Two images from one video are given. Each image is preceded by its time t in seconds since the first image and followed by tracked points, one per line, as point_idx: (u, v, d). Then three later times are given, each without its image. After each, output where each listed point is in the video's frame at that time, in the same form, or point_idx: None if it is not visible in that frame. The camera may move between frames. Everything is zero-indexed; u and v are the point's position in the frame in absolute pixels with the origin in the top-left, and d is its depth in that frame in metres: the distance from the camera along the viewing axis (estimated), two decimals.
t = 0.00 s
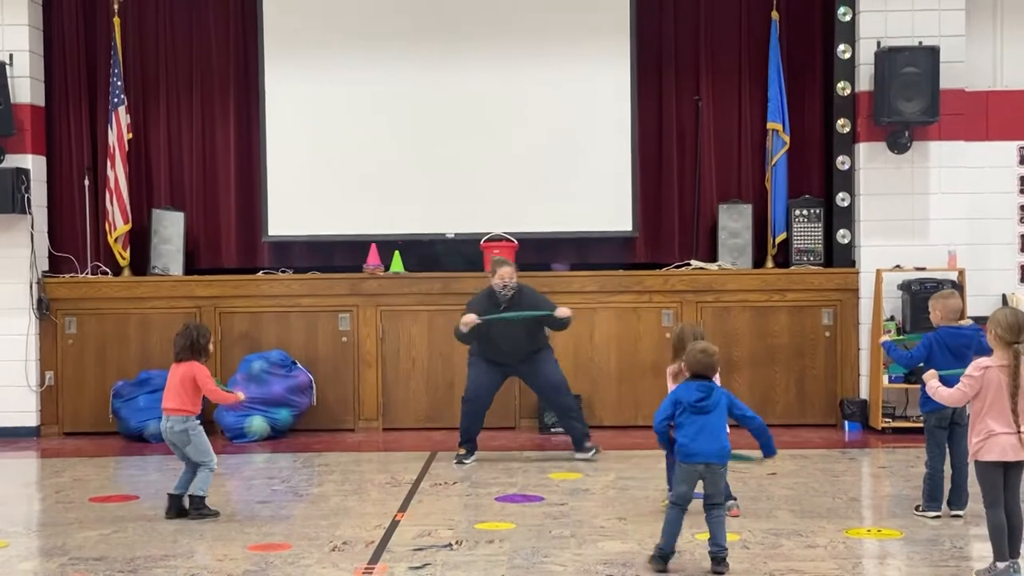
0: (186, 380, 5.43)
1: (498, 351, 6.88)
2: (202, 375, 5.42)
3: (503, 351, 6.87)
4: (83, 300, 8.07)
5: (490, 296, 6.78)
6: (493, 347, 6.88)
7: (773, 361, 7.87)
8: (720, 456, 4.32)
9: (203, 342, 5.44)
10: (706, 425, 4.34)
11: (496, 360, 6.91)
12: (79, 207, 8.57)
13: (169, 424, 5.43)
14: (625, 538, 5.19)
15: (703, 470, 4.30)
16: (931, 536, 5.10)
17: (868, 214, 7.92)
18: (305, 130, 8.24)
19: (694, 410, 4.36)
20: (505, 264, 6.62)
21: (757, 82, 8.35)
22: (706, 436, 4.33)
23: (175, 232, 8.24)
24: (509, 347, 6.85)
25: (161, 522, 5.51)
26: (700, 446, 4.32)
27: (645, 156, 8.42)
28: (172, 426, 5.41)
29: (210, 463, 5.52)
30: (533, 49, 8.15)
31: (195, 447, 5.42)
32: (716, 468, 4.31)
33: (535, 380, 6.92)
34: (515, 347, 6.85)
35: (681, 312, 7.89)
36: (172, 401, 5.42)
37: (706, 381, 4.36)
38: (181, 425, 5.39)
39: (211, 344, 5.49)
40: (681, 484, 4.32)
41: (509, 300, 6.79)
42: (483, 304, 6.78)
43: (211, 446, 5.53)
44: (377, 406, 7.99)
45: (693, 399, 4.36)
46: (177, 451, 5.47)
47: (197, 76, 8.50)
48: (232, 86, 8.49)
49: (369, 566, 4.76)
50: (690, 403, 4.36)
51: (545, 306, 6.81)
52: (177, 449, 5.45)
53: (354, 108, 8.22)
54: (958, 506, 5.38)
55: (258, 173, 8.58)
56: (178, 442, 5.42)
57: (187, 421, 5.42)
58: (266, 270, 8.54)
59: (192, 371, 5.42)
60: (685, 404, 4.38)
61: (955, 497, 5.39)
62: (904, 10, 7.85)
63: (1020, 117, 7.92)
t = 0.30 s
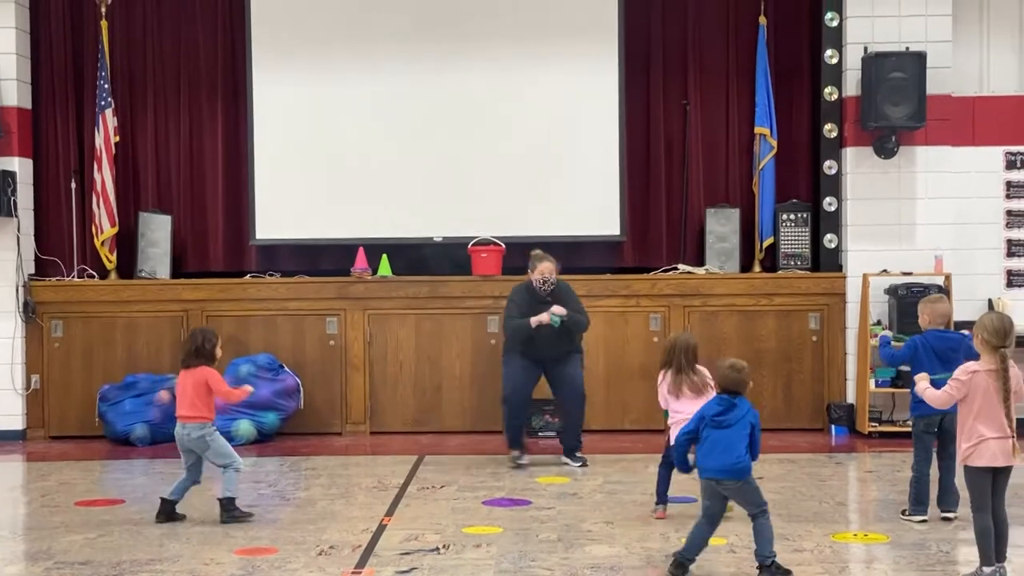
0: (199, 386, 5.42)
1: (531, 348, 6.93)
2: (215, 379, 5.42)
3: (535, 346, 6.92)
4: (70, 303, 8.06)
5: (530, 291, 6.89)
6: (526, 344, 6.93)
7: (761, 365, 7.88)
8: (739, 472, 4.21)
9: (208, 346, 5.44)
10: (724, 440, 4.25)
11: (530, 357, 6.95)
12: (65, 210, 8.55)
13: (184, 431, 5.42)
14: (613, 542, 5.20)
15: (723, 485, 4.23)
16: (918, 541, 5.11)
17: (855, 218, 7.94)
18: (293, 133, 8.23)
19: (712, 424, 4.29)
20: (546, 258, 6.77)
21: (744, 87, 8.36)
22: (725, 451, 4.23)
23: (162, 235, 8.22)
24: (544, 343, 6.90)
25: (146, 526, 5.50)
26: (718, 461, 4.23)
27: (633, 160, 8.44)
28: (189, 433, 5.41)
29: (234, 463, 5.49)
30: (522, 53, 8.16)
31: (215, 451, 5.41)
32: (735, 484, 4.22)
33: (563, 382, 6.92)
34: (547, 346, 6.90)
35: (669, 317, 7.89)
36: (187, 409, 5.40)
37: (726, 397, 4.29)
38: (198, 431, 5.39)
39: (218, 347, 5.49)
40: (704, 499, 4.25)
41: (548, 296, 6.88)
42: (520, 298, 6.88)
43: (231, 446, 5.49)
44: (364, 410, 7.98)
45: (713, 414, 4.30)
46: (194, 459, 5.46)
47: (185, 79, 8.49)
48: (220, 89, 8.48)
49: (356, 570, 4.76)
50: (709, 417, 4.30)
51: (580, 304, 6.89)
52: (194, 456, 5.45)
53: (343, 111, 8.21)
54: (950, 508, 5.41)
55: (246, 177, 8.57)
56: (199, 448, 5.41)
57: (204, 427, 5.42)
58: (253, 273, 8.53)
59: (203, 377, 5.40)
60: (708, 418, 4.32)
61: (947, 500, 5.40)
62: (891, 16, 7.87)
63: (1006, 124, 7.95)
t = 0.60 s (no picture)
0: (221, 390, 5.39)
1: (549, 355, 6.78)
2: (239, 384, 5.41)
3: (560, 353, 6.77)
4: (53, 306, 8.03)
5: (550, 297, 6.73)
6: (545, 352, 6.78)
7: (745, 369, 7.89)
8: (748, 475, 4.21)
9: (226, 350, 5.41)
10: (732, 445, 4.26)
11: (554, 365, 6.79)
12: (48, 213, 8.53)
13: (211, 437, 5.37)
14: (597, 546, 5.20)
15: (734, 490, 4.24)
16: (901, 544, 5.11)
17: (839, 222, 7.95)
18: (278, 136, 8.21)
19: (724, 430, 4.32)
20: (568, 265, 6.61)
21: (729, 91, 8.37)
22: (733, 455, 4.24)
23: (146, 238, 8.20)
24: (571, 349, 6.76)
25: (129, 531, 5.47)
26: (726, 467, 4.25)
27: (617, 164, 8.44)
28: (216, 438, 5.37)
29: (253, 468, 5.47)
30: (507, 57, 8.15)
31: (240, 456, 5.40)
32: (745, 487, 4.21)
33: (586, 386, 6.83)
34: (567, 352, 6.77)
35: (653, 321, 7.90)
36: (213, 415, 5.36)
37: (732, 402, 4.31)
38: (227, 437, 5.37)
39: (232, 352, 5.45)
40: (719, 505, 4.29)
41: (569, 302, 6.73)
42: (543, 305, 6.71)
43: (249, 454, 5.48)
44: (348, 413, 7.96)
45: (722, 420, 4.33)
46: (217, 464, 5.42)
47: (168, 82, 8.47)
48: (203, 91, 8.47)
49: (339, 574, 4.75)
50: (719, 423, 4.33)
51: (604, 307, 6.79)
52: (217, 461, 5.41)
53: (327, 114, 8.20)
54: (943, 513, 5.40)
55: (229, 180, 8.55)
56: (224, 452, 5.38)
57: (232, 432, 5.40)
58: (237, 277, 8.50)
59: (229, 382, 5.39)
60: (721, 425, 4.35)
61: (941, 503, 5.39)
62: (874, 21, 7.88)
63: (988, 129, 7.97)
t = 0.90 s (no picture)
0: (242, 393, 5.34)
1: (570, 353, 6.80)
2: (261, 392, 5.37)
3: (584, 352, 6.77)
4: (30, 309, 7.97)
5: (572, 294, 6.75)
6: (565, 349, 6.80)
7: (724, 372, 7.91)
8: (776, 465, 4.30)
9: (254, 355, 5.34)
10: (762, 434, 4.36)
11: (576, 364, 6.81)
12: (26, 215, 8.50)
13: (226, 436, 5.32)
14: (576, 549, 5.20)
15: (762, 478, 4.33)
16: (879, 547, 5.13)
17: (818, 226, 7.97)
18: (257, 138, 8.19)
19: (756, 418, 4.40)
20: (588, 262, 6.63)
21: (709, 96, 8.38)
22: (763, 443, 4.34)
23: (124, 240, 8.17)
24: (594, 349, 6.76)
25: (108, 535, 5.45)
26: (754, 454, 4.34)
27: (597, 167, 8.45)
28: (231, 438, 5.32)
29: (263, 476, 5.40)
30: (489, 60, 8.15)
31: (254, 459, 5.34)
32: (771, 476, 4.31)
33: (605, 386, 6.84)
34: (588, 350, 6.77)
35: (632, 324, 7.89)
36: (231, 415, 5.31)
37: (767, 390, 4.39)
38: (242, 437, 5.32)
39: (258, 355, 5.38)
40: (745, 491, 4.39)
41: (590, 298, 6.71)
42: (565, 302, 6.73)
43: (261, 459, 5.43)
44: (328, 417, 7.94)
45: (753, 408, 4.42)
46: (231, 464, 5.36)
47: (147, 84, 8.45)
48: (183, 94, 8.45)
49: None
50: (751, 409, 4.42)
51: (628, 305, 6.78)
52: (231, 460, 5.35)
53: (306, 117, 8.19)
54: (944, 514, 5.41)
55: (208, 182, 8.53)
56: (238, 454, 5.32)
57: (247, 433, 5.35)
58: (216, 279, 8.48)
59: (253, 388, 5.35)
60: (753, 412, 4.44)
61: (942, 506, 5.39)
62: (853, 25, 7.91)
63: (966, 133, 8.00)
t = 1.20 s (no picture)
0: (251, 390, 5.35)
1: (594, 360, 6.81)
2: (268, 388, 5.37)
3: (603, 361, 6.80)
4: (9, 311, 7.93)
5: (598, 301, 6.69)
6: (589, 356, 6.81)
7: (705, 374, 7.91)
8: (815, 470, 4.28)
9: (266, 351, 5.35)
10: (796, 443, 4.34)
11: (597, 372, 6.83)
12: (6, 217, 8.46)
13: (235, 431, 5.32)
14: (556, 551, 5.20)
15: (801, 486, 4.29)
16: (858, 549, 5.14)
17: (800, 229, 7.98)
18: (239, 140, 8.17)
19: (785, 427, 4.40)
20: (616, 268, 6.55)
21: (690, 99, 8.40)
22: (798, 452, 4.32)
23: (104, 242, 8.14)
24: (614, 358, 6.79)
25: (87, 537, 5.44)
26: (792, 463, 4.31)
27: (579, 170, 8.45)
28: (240, 432, 5.31)
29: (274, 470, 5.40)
30: (474, 61, 8.14)
31: (263, 454, 5.34)
32: (812, 483, 4.28)
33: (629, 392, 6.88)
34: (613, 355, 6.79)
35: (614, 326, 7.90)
36: (238, 410, 5.32)
37: (791, 398, 4.41)
38: (250, 431, 5.30)
39: (270, 353, 5.38)
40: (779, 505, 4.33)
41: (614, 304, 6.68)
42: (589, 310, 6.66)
43: (271, 454, 5.43)
44: (308, 419, 7.92)
45: (780, 418, 4.41)
46: (242, 461, 5.36)
47: (128, 85, 8.42)
48: (164, 95, 8.42)
49: None
50: (779, 420, 4.42)
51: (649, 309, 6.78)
52: (242, 457, 5.35)
53: (288, 119, 8.18)
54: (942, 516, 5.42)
55: (189, 183, 8.51)
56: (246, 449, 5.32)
57: (256, 428, 5.33)
58: (196, 281, 8.46)
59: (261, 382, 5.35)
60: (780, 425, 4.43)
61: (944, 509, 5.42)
62: (835, 29, 7.93)
63: (946, 136, 8.03)
